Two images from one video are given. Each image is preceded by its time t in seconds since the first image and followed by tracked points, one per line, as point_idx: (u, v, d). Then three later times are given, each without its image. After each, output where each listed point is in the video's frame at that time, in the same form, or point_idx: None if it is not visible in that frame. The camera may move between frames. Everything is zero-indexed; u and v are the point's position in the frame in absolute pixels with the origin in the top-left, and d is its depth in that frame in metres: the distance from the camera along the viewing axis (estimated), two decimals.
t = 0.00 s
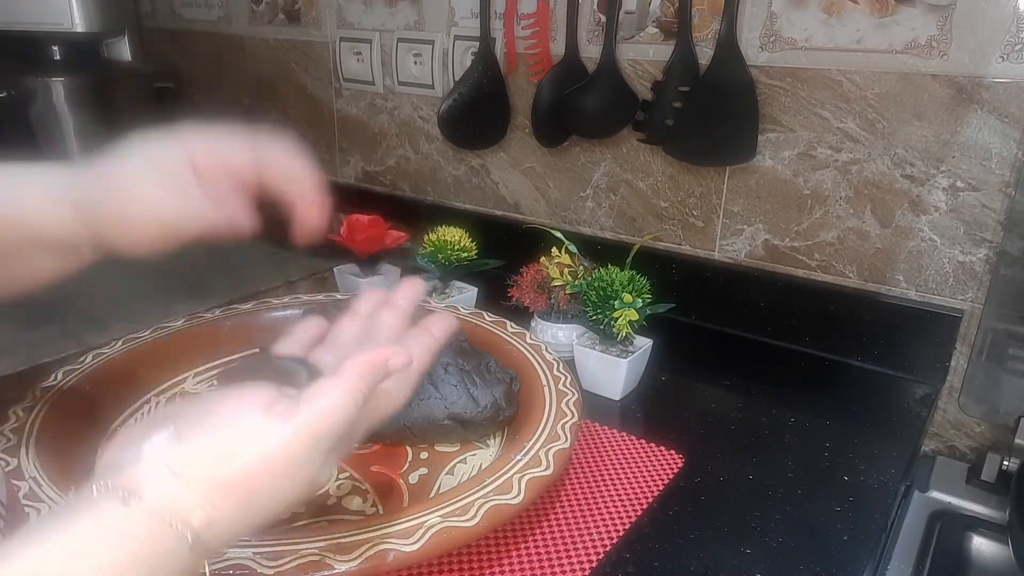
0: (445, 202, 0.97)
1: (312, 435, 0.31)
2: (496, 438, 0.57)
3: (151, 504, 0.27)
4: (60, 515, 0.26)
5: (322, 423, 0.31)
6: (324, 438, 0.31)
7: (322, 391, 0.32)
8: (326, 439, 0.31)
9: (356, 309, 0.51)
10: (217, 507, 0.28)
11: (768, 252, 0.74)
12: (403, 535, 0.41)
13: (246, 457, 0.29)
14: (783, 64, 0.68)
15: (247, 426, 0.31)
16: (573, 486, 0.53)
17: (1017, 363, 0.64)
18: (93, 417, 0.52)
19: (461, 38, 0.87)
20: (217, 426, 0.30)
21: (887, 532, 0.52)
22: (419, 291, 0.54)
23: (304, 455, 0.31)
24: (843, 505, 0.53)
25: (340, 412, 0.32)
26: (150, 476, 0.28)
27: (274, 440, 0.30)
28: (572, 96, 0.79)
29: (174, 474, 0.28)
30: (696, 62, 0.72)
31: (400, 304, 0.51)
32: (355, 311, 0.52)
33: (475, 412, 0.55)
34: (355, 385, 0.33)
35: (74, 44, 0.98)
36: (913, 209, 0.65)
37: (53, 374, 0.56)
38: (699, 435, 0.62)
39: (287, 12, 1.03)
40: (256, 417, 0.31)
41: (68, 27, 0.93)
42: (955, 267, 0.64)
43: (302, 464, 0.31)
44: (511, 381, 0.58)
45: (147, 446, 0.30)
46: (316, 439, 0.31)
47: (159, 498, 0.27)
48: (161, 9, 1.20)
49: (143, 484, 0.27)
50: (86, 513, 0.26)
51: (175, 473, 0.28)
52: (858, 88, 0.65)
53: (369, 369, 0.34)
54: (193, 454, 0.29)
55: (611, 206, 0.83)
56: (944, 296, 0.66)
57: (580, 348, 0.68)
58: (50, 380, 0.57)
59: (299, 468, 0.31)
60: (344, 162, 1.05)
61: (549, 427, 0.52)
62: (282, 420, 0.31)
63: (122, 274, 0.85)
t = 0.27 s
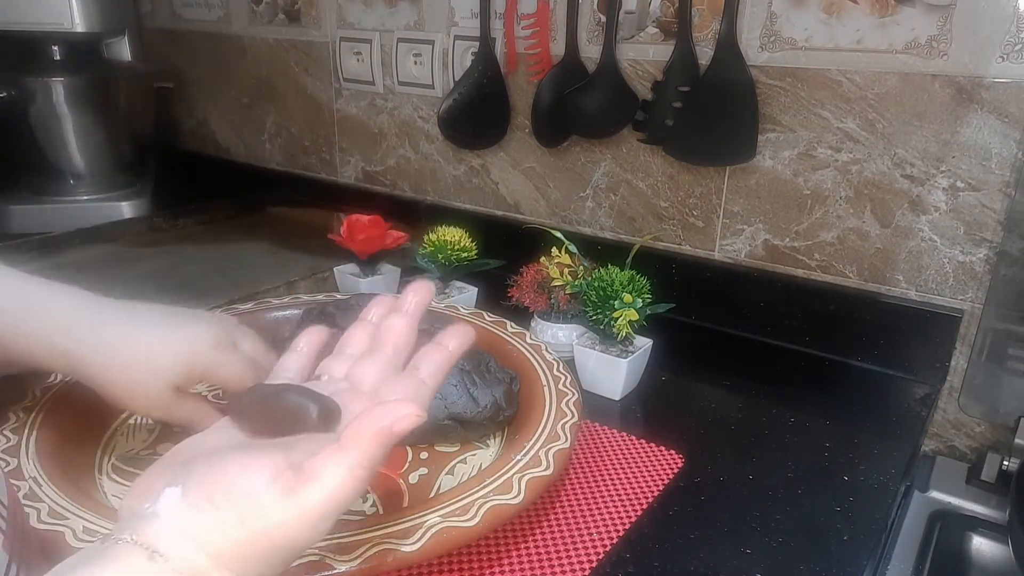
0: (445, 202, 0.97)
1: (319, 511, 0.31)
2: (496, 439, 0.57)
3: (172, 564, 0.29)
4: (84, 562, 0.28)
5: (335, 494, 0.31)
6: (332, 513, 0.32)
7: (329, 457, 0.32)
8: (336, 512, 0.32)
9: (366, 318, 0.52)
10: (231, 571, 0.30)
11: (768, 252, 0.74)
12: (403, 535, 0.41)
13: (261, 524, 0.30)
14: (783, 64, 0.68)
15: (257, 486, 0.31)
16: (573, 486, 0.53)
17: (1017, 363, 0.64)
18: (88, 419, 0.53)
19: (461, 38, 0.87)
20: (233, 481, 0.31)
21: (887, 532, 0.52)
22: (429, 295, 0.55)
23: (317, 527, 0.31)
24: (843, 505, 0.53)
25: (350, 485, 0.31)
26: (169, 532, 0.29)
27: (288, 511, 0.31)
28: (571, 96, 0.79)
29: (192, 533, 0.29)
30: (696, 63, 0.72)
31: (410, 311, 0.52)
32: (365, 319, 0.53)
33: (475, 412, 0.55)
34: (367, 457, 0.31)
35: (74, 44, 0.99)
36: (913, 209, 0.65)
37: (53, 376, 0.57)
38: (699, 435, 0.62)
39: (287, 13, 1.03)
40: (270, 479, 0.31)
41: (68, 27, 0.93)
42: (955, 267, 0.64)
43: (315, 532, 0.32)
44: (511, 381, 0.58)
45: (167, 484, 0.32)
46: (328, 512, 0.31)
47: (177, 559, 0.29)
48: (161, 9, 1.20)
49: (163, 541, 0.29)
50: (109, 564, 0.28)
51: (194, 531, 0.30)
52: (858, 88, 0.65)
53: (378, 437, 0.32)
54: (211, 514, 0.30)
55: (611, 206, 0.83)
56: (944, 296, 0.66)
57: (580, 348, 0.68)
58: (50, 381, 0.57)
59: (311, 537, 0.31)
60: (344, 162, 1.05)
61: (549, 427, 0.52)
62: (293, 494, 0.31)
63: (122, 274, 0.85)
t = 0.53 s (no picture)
0: (445, 202, 0.97)
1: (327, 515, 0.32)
2: (496, 439, 0.57)
3: (187, 558, 0.30)
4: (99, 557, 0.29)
5: (344, 498, 0.32)
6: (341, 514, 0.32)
7: (341, 462, 0.32)
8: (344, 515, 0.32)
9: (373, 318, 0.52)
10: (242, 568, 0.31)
11: (768, 252, 0.74)
12: (403, 535, 0.41)
13: (270, 524, 0.31)
14: (783, 64, 0.68)
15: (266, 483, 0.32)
16: (573, 486, 0.53)
17: (1017, 363, 0.64)
18: (88, 419, 0.53)
19: (461, 38, 0.87)
20: (244, 479, 0.32)
21: (887, 532, 0.52)
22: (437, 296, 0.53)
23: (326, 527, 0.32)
24: (843, 505, 0.53)
25: (360, 491, 0.32)
26: (181, 528, 0.31)
27: (296, 511, 0.31)
28: (571, 97, 0.79)
29: (204, 530, 0.31)
30: (696, 63, 0.72)
31: (418, 312, 0.51)
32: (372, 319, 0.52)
33: (476, 412, 0.55)
34: (380, 466, 0.32)
35: (75, 44, 1.00)
36: (913, 209, 0.65)
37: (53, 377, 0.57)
38: (699, 435, 0.62)
39: (287, 13, 1.03)
40: (279, 476, 0.32)
41: (68, 27, 0.93)
42: (955, 267, 0.64)
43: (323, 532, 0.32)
44: (511, 381, 0.58)
45: (179, 477, 0.33)
46: (337, 515, 0.32)
47: (190, 554, 0.30)
48: (161, 9, 1.20)
49: (176, 536, 0.30)
50: (124, 559, 0.29)
51: (205, 528, 0.31)
52: (858, 88, 0.65)
53: (393, 447, 0.32)
54: (221, 511, 0.31)
55: (611, 206, 0.83)
56: (944, 296, 0.66)
57: (580, 348, 0.68)
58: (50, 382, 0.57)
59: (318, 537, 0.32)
60: (344, 162, 1.05)
61: (549, 427, 0.52)
62: (302, 493, 0.32)
63: (122, 274, 0.85)
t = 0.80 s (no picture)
0: (445, 202, 0.97)
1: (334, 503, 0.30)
2: (496, 439, 0.57)
3: (192, 539, 0.28)
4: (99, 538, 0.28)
5: (351, 486, 0.30)
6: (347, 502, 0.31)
7: (349, 450, 0.31)
8: (350, 503, 0.31)
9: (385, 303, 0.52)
10: (248, 551, 0.29)
11: (768, 252, 0.74)
12: (403, 536, 0.41)
13: (277, 508, 0.29)
14: (783, 64, 0.68)
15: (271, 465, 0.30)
16: (573, 486, 0.53)
17: (1017, 363, 0.64)
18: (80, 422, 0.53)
19: (461, 38, 0.87)
20: (249, 458, 0.30)
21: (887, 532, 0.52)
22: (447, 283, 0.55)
23: (333, 513, 0.30)
24: (843, 505, 0.53)
25: (366, 481, 0.31)
26: (187, 507, 0.29)
27: (303, 496, 0.30)
28: (571, 97, 0.79)
29: (210, 511, 0.29)
30: (696, 63, 0.72)
31: (429, 298, 0.51)
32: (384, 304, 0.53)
33: (476, 412, 0.55)
34: (384, 458, 0.31)
35: (75, 44, 0.99)
36: (913, 209, 0.65)
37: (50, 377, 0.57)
38: (699, 435, 0.62)
39: (287, 12, 1.03)
40: (285, 459, 0.30)
41: (68, 27, 0.93)
42: (955, 267, 0.64)
43: (330, 519, 0.31)
44: (511, 382, 0.58)
45: (186, 456, 0.31)
46: (344, 502, 0.30)
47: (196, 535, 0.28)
48: (161, 9, 1.20)
49: (181, 515, 0.29)
50: (130, 537, 0.28)
51: (211, 507, 0.29)
52: (858, 88, 0.65)
53: (400, 440, 0.31)
54: (227, 492, 0.29)
55: (611, 206, 0.83)
56: (944, 296, 0.66)
57: (580, 348, 0.68)
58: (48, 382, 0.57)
59: (325, 523, 0.31)
60: (344, 162, 1.05)
61: (549, 427, 0.52)
62: (309, 478, 0.30)
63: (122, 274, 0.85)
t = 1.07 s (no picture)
0: (445, 202, 0.97)
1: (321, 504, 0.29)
2: (496, 438, 0.57)
3: (184, 538, 0.29)
4: (95, 533, 0.29)
5: (339, 488, 0.29)
6: (337, 501, 0.30)
7: (337, 452, 0.30)
8: (340, 503, 0.30)
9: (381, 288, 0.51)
10: (239, 550, 0.30)
11: (768, 252, 0.74)
12: (403, 535, 0.41)
13: (264, 508, 0.29)
14: (783, 64, 0.68)
15: (257, 464, 0.30)
16: (573, 486, 0.53)
17: (1017, 363, 0.64)
18: (72, 428, 0.52)
19: (461, 38, 0.87)
20: (237, 458, 0.30)
21: (887, 532, 0.52)
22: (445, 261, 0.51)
23: (322, 513, 0.30)
24: (843, 505, 0.53)
25: (353, 483, 0.29)
26: (179, 506, 0.29)
27: (289, 497, 0.29)
28: (571, 97, 0.79)
29: (201, 510, 0.29)
30: (696, 63, 0.72)
31: (424, 281, 0.49)
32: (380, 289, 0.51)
33: (476, 412, 0.55)
34: (372, 460, 0.29)
35: (75, 44, 0.99)
36: (913, 209, 0.65)
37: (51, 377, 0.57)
38: (699, 435, 0.62)
39: (287, 12, 1.03)
40: (272, 460, 0.30)
41: (68, 27, 0.94)
42: (955, 267, 0.64)
43: (319, 518, 0.30)
44: (511, 382, 0.58)
45: (179, 455, 0.31)
46: (332, 503, 0.30)
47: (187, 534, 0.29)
48: (161, 9, 1.20)
49: (173, 514, 0.29)
50: (122, 537, 0.28)
51: (202, 507, 0.29)
52: (858, 88, 0.65)
53: (387, 441, 0.29)
54: (216, 493, 0.30)
55: (611, 206, 0.83)
56: (944, 296, 0.66)
57: (580, 348, 0.68)
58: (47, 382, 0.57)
59: (316, 522, 0.30)
60: (344, 162, 1.05)
61: (549, 427, 0.52)
62: (295, 479, 0.29)
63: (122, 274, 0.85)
